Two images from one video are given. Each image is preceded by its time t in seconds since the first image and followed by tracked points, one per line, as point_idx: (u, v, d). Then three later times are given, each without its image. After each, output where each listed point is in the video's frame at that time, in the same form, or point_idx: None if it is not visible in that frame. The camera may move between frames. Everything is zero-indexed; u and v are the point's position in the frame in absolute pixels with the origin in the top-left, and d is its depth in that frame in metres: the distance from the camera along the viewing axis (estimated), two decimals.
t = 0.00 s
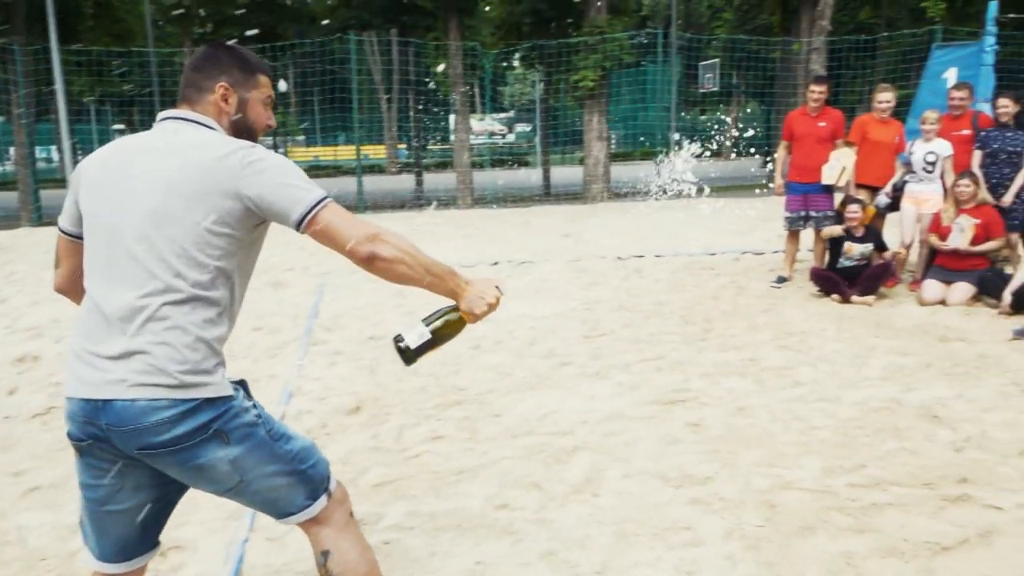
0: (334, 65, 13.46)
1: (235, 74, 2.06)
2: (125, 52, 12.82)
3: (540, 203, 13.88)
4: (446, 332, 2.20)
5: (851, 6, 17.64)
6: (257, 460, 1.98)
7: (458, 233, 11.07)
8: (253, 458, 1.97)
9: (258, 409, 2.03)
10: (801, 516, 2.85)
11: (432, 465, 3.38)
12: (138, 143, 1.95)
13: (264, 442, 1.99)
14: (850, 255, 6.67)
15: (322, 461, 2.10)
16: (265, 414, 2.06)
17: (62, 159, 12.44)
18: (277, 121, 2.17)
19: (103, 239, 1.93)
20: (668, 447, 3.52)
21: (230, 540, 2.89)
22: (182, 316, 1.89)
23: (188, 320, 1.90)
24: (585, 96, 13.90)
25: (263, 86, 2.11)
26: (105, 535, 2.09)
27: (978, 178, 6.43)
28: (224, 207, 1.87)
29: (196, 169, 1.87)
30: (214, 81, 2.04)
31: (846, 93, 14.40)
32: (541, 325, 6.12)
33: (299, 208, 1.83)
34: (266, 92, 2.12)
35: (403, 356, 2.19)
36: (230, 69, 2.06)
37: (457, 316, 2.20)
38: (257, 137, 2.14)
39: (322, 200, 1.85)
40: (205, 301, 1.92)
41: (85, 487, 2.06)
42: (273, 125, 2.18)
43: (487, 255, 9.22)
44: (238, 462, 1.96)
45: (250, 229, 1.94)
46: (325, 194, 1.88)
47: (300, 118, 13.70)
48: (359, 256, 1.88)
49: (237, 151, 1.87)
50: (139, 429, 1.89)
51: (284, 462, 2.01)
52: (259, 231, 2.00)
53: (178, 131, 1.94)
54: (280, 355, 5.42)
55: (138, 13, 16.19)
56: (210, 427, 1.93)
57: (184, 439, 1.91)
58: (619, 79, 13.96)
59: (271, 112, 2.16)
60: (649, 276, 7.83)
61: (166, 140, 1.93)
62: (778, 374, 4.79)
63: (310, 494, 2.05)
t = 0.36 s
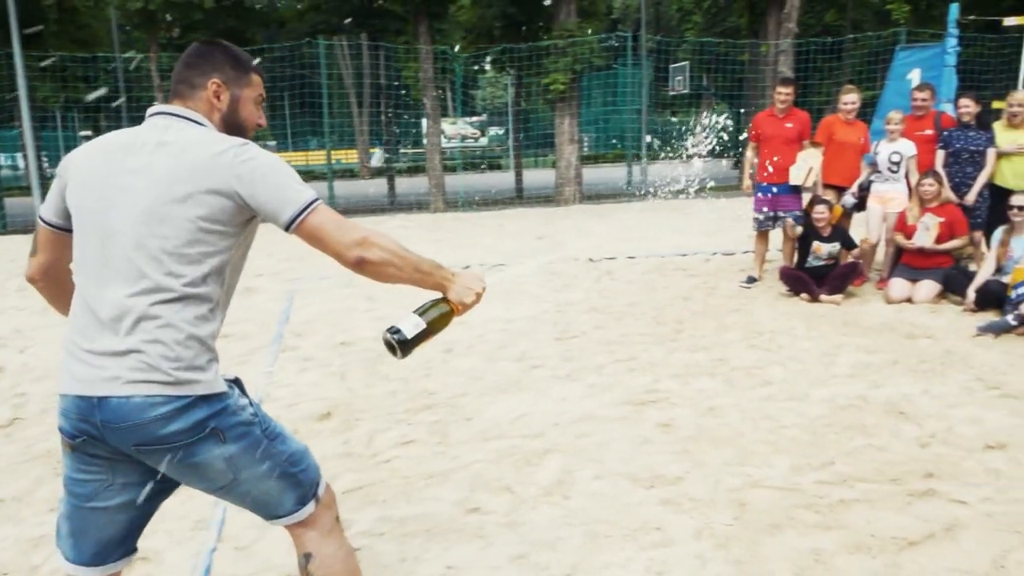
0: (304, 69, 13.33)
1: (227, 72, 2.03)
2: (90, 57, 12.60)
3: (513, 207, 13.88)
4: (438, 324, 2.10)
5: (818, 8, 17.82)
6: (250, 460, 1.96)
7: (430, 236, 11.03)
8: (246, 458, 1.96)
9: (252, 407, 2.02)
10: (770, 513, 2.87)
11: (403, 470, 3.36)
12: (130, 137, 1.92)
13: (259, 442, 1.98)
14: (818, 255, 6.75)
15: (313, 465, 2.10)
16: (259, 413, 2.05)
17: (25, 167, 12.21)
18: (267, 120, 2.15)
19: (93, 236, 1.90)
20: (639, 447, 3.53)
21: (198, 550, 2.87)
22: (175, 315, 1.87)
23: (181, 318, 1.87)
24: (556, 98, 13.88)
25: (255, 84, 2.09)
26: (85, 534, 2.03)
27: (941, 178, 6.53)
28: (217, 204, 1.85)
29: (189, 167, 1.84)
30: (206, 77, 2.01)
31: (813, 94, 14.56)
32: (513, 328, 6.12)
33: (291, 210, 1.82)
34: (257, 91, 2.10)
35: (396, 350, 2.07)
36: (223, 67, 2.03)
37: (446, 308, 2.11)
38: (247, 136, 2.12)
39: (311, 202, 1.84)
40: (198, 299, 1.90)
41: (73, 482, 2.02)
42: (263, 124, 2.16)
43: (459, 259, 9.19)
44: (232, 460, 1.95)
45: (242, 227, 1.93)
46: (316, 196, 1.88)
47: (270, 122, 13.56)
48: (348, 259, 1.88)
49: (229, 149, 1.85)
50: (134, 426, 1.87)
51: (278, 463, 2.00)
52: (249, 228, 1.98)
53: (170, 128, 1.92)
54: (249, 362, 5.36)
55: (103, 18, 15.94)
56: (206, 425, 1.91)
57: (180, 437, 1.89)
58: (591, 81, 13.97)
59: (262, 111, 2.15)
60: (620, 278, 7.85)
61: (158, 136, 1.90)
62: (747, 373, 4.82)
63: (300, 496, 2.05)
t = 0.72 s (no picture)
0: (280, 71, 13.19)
1: (228, 69, 2.03)
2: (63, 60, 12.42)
3: (492, 207, 13.84)
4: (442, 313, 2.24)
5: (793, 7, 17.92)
6: (247, 457, 1.94)
7: (408, 237, 10.98)
8: (243, 455, 1.93)
9: (252, 403, 1.99)
10: (746, 511, 2.89)
11: (380, 472, 3.35)
12: (132, 131, 1.90)
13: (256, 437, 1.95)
14: (794, 252, 6.81)
15: (308, 463, 2.07)
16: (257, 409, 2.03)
17: None
18: (265, 117, 2.15)
19: (93, 229, 1.87)
20: (616, 446, 3.54)
21: (171, 555, 2.84)
22: (178, 310, 1.85)
23: (184, 313, 1.85)
24: (534, 98, 13.79)
25: (255, 82, 2.09)
26: (79, 526, 1.99)
27: (914, 175, 6.59)
28: (221, 201, 1.85)
29: (194, 163, 1.83)
30: (207, 74, 2.00)
31: (791, 93, 14.62)
32: (491, 329, 6.10)
33: (287, 214, 1.82)
34: (256, 88, 2.10)
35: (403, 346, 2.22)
36: (224, 63, 2.03)
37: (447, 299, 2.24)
38: (246, 133, 2.11)
39: (311, 207, 1.85)
40: (201, 295, 1.88)
41: (70, 471, 1.99)
42: (261, 122, 2.16)
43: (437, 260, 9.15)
44: (230, 457, 1.92)
45: (245, 225, 1.92)
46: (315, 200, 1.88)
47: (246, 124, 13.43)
48: (346, 265, 1.89)
49: (234, 147, 1.84)
50: (135, 420, 1.84)
51: (274, 460, 1.97)
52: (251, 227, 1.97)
53: (173, 125, 1.91)
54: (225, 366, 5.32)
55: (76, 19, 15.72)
56: (206, 420, 1.88)
57: (180, 431, 1.86)
58: (569, 82, 13.94)
59: (261, 108, 2.15)
60: (598, 277, 7.87)
61: (160, 132, 1.89)
62: (724, 371, 4.85)
63: (293, 493, 2.02)
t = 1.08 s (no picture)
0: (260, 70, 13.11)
1: (233, 68, 2.04)
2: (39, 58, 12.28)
3: (474, 206, 13.74)
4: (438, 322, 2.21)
5: (773, 6, 18.00)
6: (249, 457, 1.92)
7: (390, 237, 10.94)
8: (245, 455, 1.92)
9: (253, 402, 1.98)
10: (725, 507, 2.90)
11: (360, 473, 3.33)
12: (141, 129, 1.89)
13: (258, 438, 1.93)
14: (774, 250, 6.90)
15: (305, 465, 2.06)
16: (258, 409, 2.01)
17: None
18: (268, 116, 2.17)
19: (100, 224, 1.87)
20: (596, 444, 3.54)
21: (147, 560, 2.81)
22: (185, 307, 1.84)
23: (191, 310, 1.85)
24: (515, 97, 13.83)
25: (259, 81, 2.11)
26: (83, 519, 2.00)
27: (892, 171, 6.65)
28: (230, 199, 1.84)
29: (204, 161, 1.83)
30: (212, 74, 2.01)
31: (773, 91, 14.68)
32: (473, 328, 6.09)
33: (294, 211, 1.81)
34: (260, 88, 2.12)
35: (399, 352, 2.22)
36: (228, 63, 2.04)
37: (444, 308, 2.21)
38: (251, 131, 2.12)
39: (317, 204, 1.83)
40: (209, 293, 1.88)
41: (72, 466, 1.98)
42: (264, 120, 2.17)
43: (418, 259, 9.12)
44: (232, 456, 1.90)
45: (253, 224, 1.91)
46: (321, 198, 1.87)
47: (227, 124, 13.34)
48: (351, 263, 1.87)
49: (243, 146, 1.84)
50: (140, 415, 1.83)
51: (275, 460, 1.96)
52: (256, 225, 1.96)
53: (181, 121, 1.91)
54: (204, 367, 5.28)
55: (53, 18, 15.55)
56: (210, 418, 1.87)
57: (184, 428, 1.85)
58: (551, 80, 13.94)
59: (264, 107, 2.16)
60: (580, 276, 7.87)
61: (167, 129, 1.88)
62: (704, 368, 4.86)
63: (290, 495, 2.00)
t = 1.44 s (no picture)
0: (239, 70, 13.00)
1: (234, 71, 2.05)
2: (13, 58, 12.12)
3: (455, 206, 13.67)
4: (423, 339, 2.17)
5: (753, 6, 18.06)
6: (248, 458, 1.91)
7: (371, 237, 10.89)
8: (244, 457, 1.91)
9: (251, 406, 1.98)
10: (703, 505, 2.91)
11: (338, 475, 3.32)
12: (145, 131, 1.90)
13: (256, 440, 1.93)
14: (754, 248, 6.92)
15: (299, 467, 2.06)
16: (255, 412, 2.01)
17: None
18: (267, 117, 2.19)
19: (102, 225, 1.86)
20: (575, 444, 3.54)
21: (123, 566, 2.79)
22: (187, 309, 1.84)
23: (193, 312, 1.85)
24: (496, 96, 13.87)
25: (259, 83, 2.13)
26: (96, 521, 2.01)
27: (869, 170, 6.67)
28: (235, 200, 1.85)
29: (210, 162, 1.84)
30: (215, 78, 2.03)
31: (754, 89, 14.71)
32: (453, 328, 6.08)
33: (304, 208, 1.84)
34: (261, 89, 2.14)
35: (381, 362, 2.14)
36: (229, 66, 2.05)
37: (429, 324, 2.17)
38: (253, 132, 2.14)
39: (325, 201, 1.86)
40: (210, 295, 1.88)
41: (76, 472, 1.97)
42: (264, 122, 2.19)
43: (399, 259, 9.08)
44: (232, 458, 1.89)
45: (255, 227, 1.92)
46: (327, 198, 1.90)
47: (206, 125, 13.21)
48: (357, 259, 1.89)
49: (249, 148, 1.86)
50: (141, 416, 1.81)
51: (273, 461, 1.96)
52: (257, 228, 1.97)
53: (187, 123, 1.92)
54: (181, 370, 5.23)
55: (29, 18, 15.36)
56: (211, 420, 1.86)
57: (186, 429, 1.84)
58: (533, 79, 13.90)
59: (263, 109, 2.18)
60: (560, 275, 7.88)
61: (172, 130, 1.89)
62: (683, 367, 4.87)
63: (285, 495, 2.00)
